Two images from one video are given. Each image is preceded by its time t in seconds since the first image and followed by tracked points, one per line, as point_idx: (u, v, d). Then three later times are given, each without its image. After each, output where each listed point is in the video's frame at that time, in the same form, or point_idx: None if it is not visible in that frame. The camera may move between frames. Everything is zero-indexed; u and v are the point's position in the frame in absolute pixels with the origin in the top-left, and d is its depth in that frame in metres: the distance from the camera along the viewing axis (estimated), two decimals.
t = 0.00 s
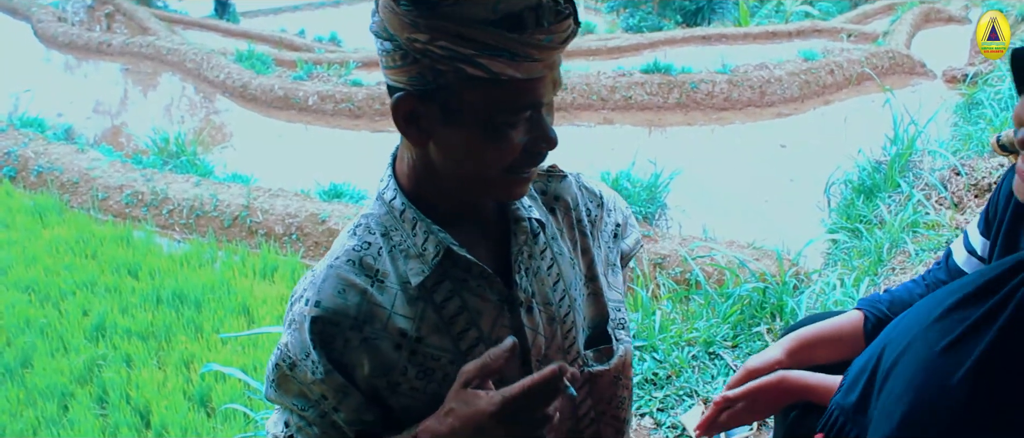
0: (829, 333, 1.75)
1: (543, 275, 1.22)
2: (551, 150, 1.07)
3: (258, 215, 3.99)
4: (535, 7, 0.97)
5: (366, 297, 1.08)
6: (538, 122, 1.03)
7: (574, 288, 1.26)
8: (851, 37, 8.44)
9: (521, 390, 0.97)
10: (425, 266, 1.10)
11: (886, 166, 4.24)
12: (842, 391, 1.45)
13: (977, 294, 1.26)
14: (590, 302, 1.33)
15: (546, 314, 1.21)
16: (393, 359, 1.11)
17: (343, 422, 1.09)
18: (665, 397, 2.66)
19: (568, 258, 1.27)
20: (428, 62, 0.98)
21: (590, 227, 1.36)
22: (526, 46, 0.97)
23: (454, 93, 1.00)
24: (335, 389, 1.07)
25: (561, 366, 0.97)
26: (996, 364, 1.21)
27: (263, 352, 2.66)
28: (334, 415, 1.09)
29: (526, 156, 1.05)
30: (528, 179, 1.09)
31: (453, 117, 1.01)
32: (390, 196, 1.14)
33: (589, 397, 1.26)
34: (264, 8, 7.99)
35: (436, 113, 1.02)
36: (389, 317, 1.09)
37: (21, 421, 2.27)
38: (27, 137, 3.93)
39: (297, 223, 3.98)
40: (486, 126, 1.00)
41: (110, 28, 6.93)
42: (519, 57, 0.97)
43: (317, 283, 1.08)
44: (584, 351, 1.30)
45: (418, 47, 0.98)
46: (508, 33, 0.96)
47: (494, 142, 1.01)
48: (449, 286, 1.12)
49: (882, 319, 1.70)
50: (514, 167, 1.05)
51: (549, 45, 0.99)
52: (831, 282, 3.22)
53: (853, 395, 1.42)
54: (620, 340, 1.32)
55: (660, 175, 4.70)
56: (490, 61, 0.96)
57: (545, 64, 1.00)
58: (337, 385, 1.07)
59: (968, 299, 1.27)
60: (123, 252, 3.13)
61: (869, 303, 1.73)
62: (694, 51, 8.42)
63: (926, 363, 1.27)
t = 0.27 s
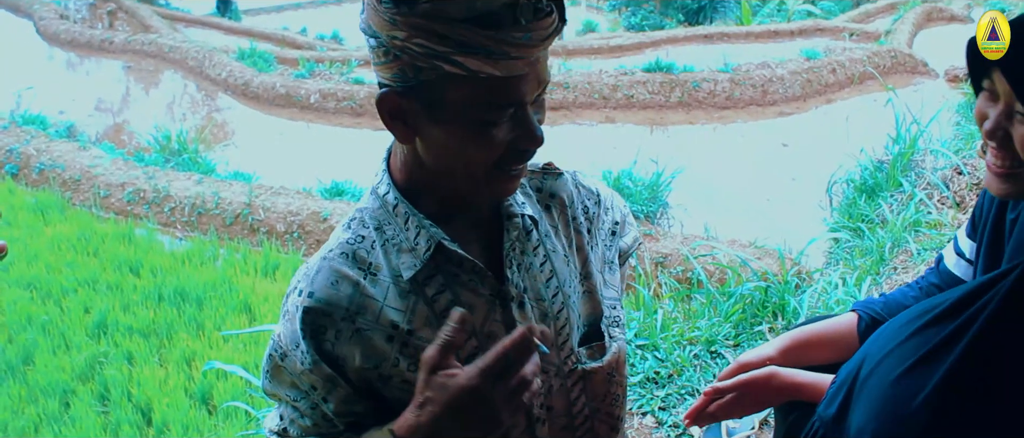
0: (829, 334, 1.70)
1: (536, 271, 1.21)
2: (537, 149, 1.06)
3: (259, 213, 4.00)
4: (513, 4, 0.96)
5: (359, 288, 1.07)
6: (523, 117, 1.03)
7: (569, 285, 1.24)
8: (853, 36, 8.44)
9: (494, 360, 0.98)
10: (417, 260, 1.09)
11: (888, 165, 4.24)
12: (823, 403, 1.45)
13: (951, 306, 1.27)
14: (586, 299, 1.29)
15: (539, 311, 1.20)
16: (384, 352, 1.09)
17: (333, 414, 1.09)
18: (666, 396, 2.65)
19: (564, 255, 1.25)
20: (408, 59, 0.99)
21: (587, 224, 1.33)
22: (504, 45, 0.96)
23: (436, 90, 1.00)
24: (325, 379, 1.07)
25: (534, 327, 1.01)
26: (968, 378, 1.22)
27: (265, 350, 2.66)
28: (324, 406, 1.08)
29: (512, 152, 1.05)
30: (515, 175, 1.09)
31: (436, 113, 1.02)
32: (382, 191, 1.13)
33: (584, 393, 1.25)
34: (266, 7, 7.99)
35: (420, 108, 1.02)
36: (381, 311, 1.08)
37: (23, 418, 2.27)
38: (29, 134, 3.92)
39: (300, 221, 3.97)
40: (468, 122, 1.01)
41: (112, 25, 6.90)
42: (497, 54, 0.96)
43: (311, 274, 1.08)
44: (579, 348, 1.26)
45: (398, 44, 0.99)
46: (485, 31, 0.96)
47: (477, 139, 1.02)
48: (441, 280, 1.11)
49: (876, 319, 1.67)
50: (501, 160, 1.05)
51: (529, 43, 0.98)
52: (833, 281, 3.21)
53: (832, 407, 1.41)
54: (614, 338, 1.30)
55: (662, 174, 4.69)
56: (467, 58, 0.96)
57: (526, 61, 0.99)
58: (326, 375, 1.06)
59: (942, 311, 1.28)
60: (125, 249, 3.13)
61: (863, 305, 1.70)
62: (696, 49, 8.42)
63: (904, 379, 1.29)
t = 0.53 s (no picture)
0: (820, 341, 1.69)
1: (533, 270, 1.21)
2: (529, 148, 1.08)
3: (261, 211, 4.01)
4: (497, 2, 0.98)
5: (357, 281, 1.07)
6: (513, 115, 1.05)
7: (567, 284, 1.24)
8: (856, 37, 8.45)
9: (485, 330, 0.97)
10: (414, 255, 1.10)
11: (891, 167, 4.25)
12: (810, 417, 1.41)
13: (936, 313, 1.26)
14: (585, 299, 1.30)
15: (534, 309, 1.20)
16: (381, 345, 1.09)
17: (333, 404, 1.08)
18: (668, 397, 2.67)
19: (563, 254, 1.26)
20: (397, 54, 1.02)
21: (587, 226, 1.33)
22: (488, 41, 0.98)
23: (425, 86, 1.03)
24: (324, 368, 1.06)
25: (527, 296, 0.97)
26: (954, 381, 1.21)
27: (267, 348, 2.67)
28: (323, 397, 1.08)
29: (503, 150, 1.07)
30: (508, 173, 1.10)
31: (426, 109, 1.04)
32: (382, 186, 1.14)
33: (579, 393, 1.25)
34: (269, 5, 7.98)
35: (410, 104, 1.05)
36: (378, 305, 1.08)
37: (24, 414, 2.28)
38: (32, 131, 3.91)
39: (302, 219, 4.00)
40: (457, 120, 1.03)
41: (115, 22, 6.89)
42: (484, 52, 0.98)
43: (310, 266, 1.08)
44: (575, 346, 1.27)
45: (387, 41, 1.02)
46: (469, 27, 0.98)
47: (466, 136, 1.04)
48: (438, 275, 1.12)
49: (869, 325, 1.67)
50: (492, 156, 1.07)
51: (516, 40, 1.00)
52: (835, 282, 3.21)
53: (820, 418, 1.38)
54: (612, 338, 1.30)
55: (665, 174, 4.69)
56: (452, 55, 0.99)
57: (514, 59, 1.01)
58: (326, 364, 1.06)
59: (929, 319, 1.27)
60: (127, 246, 3.13)
61: (855, 312, 1.71)
62: (698, 50, 8.43)
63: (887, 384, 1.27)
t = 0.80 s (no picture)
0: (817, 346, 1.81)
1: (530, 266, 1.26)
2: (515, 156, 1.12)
3: (266, 211, 4.04)
4: (485, 11, 1.02)
5: (355, 268, 1.13)
6: (498, 123, 1.08)
7: (563, 281, 1.29)
8: (861, 38, 8.45)
9: (499, 249, 1.00)
10: (409, 247, 1.16)
11: (896, 168, 4.24)
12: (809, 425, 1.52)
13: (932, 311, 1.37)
14: (585, 299, 1.36)
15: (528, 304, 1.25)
16: (379, 330, 1.15)
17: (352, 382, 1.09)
18: (674, 398, 2.70)
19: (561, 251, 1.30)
20: (385, 56, 1.07)
21: (588, 225, 1.37)
22: (472, 50, 1.02)
23: (412, 89, 1.07)
24: (340, 348, 1.09)
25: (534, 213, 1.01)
26: (950, 374, 1.30)
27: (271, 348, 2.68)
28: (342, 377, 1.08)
29: (489, 156, 1.11)
30: (494, 178, 1.14)
31: (413, 111, 1.09)
32: (378, 181, 1.21)
33: (576, 390, 1.30)
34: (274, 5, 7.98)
35: (397, 105, 1.09)
36: (374, 293, 1.13)
37: (30, 413, 2.30)
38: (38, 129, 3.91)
39: (307, 219, 4.05)
40: (441, 125, 1.08)
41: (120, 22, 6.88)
42: (467, 60, 1.03)
43: (309, 254, 1.13)
44: (575, 346, 1.32)
45: (376, 44, 1.07)
46: (454, 36, 1.02)
47: (450, 140, 1.09)
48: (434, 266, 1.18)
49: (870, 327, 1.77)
50: (475, 159, 1.11)
51: (500, 51, 1.03)
52: (841, 285, 3.21)
53: (816, 423, 1.50)
54: (613, 339, 1.35)
55: (670, 175, 4.69)
56: (437, 61, 1.03)
57: (500, 68, 1.05)
58: (339, 345, 1.09)
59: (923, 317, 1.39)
60: (132, 246, 3.12)
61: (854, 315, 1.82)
62: (703, 51, 8.44)
63: (894, 375, 1.36)
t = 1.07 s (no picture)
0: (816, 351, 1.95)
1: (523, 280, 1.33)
2: (509, 171, 1.18)
3: (270, 213, 4.03)
4: (485, 27, 1.06)
5: (355, 277, 1.22)
6: (493, 139, 1.14)
7: (559, 292, 1.36)
8: (865, 40, 8.44)
9: (496, 240, 1.09)
10: (405, 258, 1.24)
11: (900, 170, 4.23)
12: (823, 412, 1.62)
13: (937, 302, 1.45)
14: (579, 306, 1.43)
15: (523, 316, 1.33)
16: (379, 336, 1.25)
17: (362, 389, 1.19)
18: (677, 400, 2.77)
19: (555, 263, 1.36)
20: (383, 66, 1.12)
21: (586, 232, 1.43)
22: (469, 66, 1.07)
23: (409, 99, 1.12)
24: (348, 358, 1.19)
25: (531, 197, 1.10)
26: (957, 364, 1.35)
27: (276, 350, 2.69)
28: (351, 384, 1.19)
29: (485, 170, 1.17)
30: (487, 193, 1.21)
31: (409, 121, 1.14)
32: (375, 190, 1.28)
33: (568, 397, 1.39)
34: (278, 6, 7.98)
35: (393, 114, 1.15)
36: (373, 302, 1.23)
37: (34, 414, 2.31)
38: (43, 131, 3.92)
39: (310, 221, 4.04)
40: (437, 138, 1.13)
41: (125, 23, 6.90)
42: (464, 76, 1.07)
43: (310, 262, 1.22)
44: (567, 355, 1.40)
45: (374, 52, 1.12)
46: (450, 51, 1.06)
47: (446, 154, 1.15)
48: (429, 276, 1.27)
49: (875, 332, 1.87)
50: (468, 176, 1.17)
51: (499, 68, 1.08)
52: (845, 286, 3.21)
53: (831, 413, 1.60)
54: (607, 346, 1.43)
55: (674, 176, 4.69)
56: (434, 75, 1.08)
57: (498, 84, 1.09)
58: (346, 355, 1.19)
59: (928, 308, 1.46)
60: (136, 247, 3.13)
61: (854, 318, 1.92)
62: (707, 53, 8.44)
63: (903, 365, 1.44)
